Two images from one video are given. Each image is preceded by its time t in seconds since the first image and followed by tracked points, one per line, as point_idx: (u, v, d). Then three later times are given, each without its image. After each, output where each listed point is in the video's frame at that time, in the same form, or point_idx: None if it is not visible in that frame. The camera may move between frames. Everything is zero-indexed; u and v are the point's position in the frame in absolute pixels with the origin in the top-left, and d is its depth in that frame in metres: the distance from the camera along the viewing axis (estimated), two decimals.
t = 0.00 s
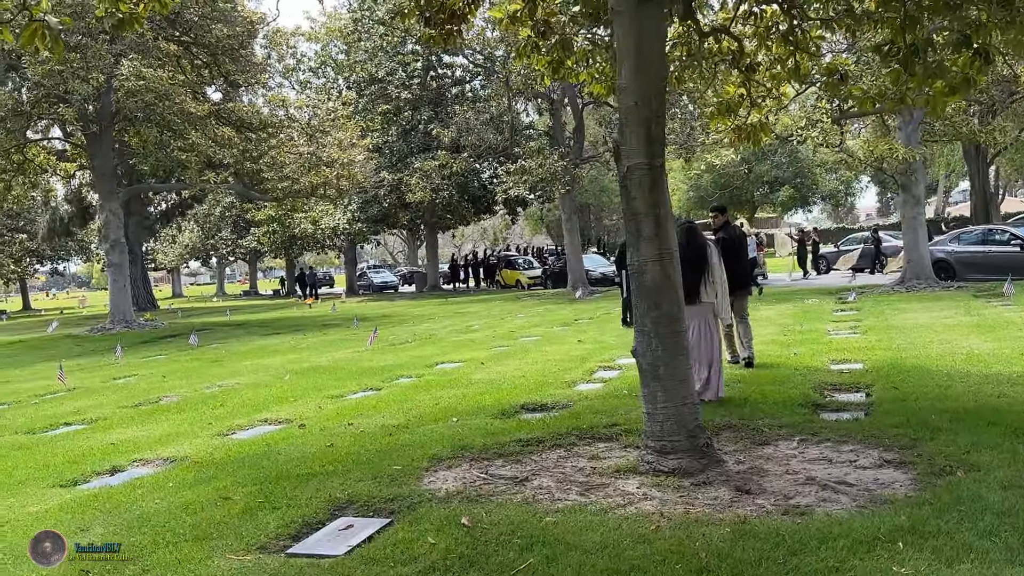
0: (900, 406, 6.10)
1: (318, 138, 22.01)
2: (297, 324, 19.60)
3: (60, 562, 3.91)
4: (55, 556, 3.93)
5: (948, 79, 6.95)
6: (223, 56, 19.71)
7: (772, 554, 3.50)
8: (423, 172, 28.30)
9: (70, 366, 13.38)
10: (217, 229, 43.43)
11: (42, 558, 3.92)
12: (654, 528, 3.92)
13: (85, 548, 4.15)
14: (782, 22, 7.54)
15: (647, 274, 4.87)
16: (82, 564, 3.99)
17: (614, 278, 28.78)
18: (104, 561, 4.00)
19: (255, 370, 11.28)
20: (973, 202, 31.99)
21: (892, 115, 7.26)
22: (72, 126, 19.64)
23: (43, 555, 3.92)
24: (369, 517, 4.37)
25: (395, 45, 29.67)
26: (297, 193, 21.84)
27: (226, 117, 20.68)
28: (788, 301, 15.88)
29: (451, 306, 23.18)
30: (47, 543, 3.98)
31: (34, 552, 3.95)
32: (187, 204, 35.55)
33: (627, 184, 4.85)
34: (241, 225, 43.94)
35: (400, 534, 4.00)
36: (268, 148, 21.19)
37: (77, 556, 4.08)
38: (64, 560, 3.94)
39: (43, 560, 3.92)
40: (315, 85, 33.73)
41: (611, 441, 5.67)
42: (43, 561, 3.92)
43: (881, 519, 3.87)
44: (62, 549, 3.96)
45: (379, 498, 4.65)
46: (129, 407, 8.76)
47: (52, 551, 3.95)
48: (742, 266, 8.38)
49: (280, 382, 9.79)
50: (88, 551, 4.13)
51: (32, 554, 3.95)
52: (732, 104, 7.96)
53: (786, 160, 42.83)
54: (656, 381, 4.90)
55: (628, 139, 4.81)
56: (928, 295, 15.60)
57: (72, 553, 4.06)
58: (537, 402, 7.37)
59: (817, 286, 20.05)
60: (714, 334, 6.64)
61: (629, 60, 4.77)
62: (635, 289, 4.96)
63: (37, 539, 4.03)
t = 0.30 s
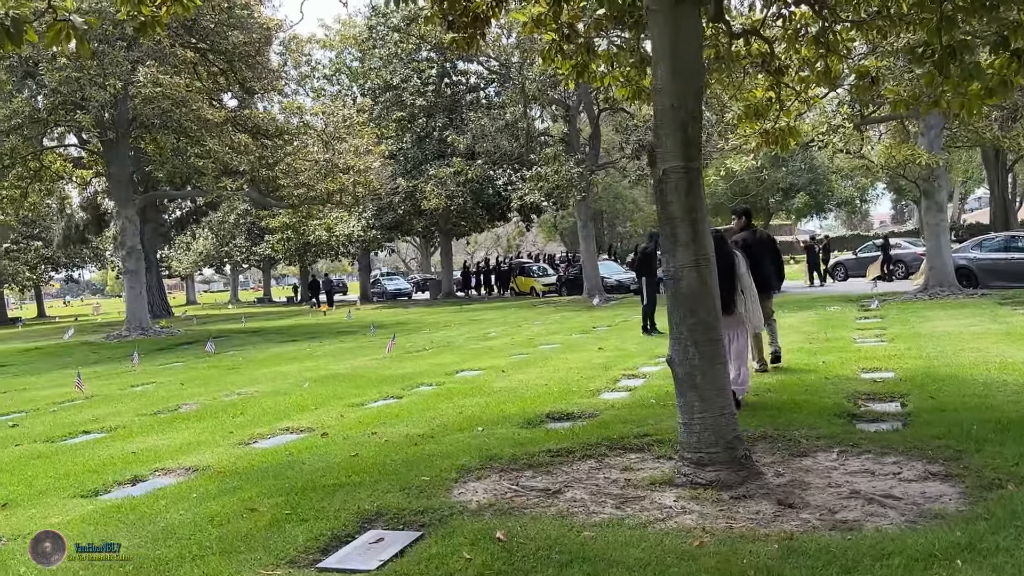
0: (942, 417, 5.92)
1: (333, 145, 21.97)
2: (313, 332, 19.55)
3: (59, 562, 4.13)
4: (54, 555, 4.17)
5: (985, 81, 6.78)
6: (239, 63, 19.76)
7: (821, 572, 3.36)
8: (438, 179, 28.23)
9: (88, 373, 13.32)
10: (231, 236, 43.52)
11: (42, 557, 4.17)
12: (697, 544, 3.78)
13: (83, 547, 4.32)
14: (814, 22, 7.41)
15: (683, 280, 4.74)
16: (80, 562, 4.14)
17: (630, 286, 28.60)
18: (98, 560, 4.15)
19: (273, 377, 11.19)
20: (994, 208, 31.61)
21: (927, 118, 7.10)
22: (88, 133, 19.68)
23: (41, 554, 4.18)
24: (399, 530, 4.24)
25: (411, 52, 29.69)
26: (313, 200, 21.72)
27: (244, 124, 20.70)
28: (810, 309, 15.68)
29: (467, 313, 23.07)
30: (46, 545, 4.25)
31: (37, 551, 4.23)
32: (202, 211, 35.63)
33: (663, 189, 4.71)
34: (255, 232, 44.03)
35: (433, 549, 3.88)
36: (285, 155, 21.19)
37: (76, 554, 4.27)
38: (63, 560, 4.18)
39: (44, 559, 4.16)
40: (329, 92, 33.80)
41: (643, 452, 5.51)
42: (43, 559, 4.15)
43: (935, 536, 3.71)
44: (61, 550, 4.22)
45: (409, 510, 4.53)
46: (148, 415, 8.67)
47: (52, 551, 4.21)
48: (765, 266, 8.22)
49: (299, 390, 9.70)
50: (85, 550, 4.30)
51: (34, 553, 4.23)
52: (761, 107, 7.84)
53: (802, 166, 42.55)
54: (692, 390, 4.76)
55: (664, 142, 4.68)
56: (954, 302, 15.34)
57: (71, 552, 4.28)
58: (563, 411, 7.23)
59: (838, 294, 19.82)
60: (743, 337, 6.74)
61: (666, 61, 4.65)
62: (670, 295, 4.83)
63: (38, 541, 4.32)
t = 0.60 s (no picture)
0: (977, 431, 5.79)
1: (346, 153, 21.97)
2: (326, 341, 19.51)
3: (59, 562, 4.26)
4: (54, 556, 4.29)
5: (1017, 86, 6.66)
6: (253, 72, 19.79)
7: None
8: (449, 187, 28.19)
9: (102, 382, 13.26)
10: (242, 245, 43.58)
11: (42, 558, 4.29)
12: (737, 563, 3.66)
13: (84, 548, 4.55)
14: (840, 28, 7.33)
15: (716, 291, 4.61)
16: (82, 562, 4.35)
17: (642, 294, 28.47)
18: (100, 559, 4.36)
19: (289, 387, 11.12)
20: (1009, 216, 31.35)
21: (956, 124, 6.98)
22: (102, 142, 19.72)
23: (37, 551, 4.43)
24: (427, 547, 4.13)
25: (422, 61, 29.72)
26: (326, 209, 21.68)
27: (257, 133, 20.73)
28: (829, 318, 15.52)
29: (480, 322, 22.99)
30: (46, 544, 4.33)
31: (35, 552, 4.32)
32: (214, 219, 35.71)
33: (695, 197, 4.60)
34: (266, 241, 44.12)
35: (463, 567, 3.78)
36: (297, 164, 21.19)
37: (77, 556, 4.45)
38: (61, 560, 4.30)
39: (44, 560, 4.27)
40: (340, 101, 33.89)
41: (673, 466, 5.39)
42: (42, 560, 4.27)
43: (983, 555, 3.59)
44: (61, 550, 4.32)
45: (437, 526, 4.42)
46: (164, 426, 8.60)
47: (52, 552, 4.31)
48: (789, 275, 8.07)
49: (316, 400, 9.63)
50: (87, 551, 4.51)
51: (33, 553, 4.32)
52: (785, 113, 7.76)
53: (813, 175, 42.38)
54: (726, 403, 4.65)
55: (697, 149, 4.57)
56: (974, 312, 15.16)
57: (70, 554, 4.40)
58: (585, 423, 7.13)
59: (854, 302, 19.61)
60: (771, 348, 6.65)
61: (698, 67, 4.53)
62: (703, 305, 4.71)
63: (37, 540, 4.41)
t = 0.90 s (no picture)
0: (1022, 445, 5.64)
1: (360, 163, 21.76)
2: (340, 351, 19.45)
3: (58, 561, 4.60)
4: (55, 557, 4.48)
5: None
6: (267, 82, 19.84)
7: None
8: (462, 197, 28.16)
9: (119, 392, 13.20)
10: (254, 255, 43.65)
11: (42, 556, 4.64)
12: None
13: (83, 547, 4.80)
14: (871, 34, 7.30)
15: (759, 301, 4.50)
16: (81, 561, 4.61)
17: (655, 304, 28.35)
18: (99, 559, 4.64)
19: (308, 397, 11.04)
20: None
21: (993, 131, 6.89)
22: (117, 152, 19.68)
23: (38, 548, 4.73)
24: (465, 564, 4.03)
25: (435, 71, 29.78)
26: (340, 219, 21.65)
27: (272, 143, 20.78)
28: (849, 328, 15.35)
29: (493, 331, 22.91)
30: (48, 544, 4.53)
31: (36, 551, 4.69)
32: (226, 229, 35.78)
33: (737, 205, 4.50)
34: (277, 250, 44.19)
35: None
36: (310, 174, 21.20)
37: (77, 555, 4.72)
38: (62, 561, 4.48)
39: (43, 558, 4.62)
40: (352, 111, 33.97)
41: (710, 480, 5.27)
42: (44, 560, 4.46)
43: None
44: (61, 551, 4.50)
45: (474, 542, 4.31)
46: (185, 437, 8.52)
47: (52, 552, 4.50)
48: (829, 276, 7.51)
49: (336, 411, 9.56)
50: (87, 551, 4.78)
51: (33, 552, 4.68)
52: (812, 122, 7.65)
53: (826, 184, 42.20)
54: (770, 417, 4.54)
55: (738, 155, 4.47)
56: (997, 322, 14.96)
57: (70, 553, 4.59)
58: (614, 435, 7.01)
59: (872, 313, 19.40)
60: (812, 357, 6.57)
61: (740, 71, 4.43)
62: (745, 316, 4.59)
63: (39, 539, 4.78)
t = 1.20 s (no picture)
0: None
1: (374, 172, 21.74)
2: (353, 361, 19.37)
3: (58, 562, 4.87)
4: (55, 556, 4.92)
5: None
6: (280, 92, 19.87)
7: None
8: (474, 206, 28.10)
9: (135, 403, 13.14)
10: (264, 264, 43.67)
11: (42, 557, 4.91)
12: None
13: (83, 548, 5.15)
14: (902, 42, 7.23)
15: (803, 313, 4.40)
16: (79, 560, 4.94)
17: (668, 314, 28.22)
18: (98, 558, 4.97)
19: (326, 408, 10.95)
20: None
21: None
22: (132, 163, 19.70)
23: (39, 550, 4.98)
24: None
25: (446, 80, 29.79)
26: (353, 228, 21.59)
27: (285, 152, 20.79)
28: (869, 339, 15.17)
29: (506, 341, 22.81)
30: (50, 545, 4.98)
31: (37, 551, 4.96)
32: (237, 238, 35.79)
33: (781, 215, 4.41)
34: (288, 260, 44.16)
35: None
36: (323, 184, 21.19)
37: (76, 554, 5.07)
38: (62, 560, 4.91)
39: (44, 559, 4.89)
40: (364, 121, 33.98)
41: (748, 496, 5.15)
42: (44, 560, 4.88)
43: None
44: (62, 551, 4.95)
45: (513, 560, 4.20)
46: (204, 449, 8.45)
47: (53, 552, 4.94)
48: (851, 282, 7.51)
49: (355, 422, 9.48)
50: (86, 550, 5.12)
51: (34, 552, 4.96)
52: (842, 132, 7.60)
53: (838, 193, 41.95)
54: (815, 432, 4.42)
55: (782, 164, 4.38)
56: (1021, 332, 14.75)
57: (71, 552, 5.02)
58: (642, 448, 6.89)
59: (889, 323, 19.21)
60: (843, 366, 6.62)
61: (784, 78, 4.35)
62: (789, 328, 4.49)
63: (38, 541, 5.05)
